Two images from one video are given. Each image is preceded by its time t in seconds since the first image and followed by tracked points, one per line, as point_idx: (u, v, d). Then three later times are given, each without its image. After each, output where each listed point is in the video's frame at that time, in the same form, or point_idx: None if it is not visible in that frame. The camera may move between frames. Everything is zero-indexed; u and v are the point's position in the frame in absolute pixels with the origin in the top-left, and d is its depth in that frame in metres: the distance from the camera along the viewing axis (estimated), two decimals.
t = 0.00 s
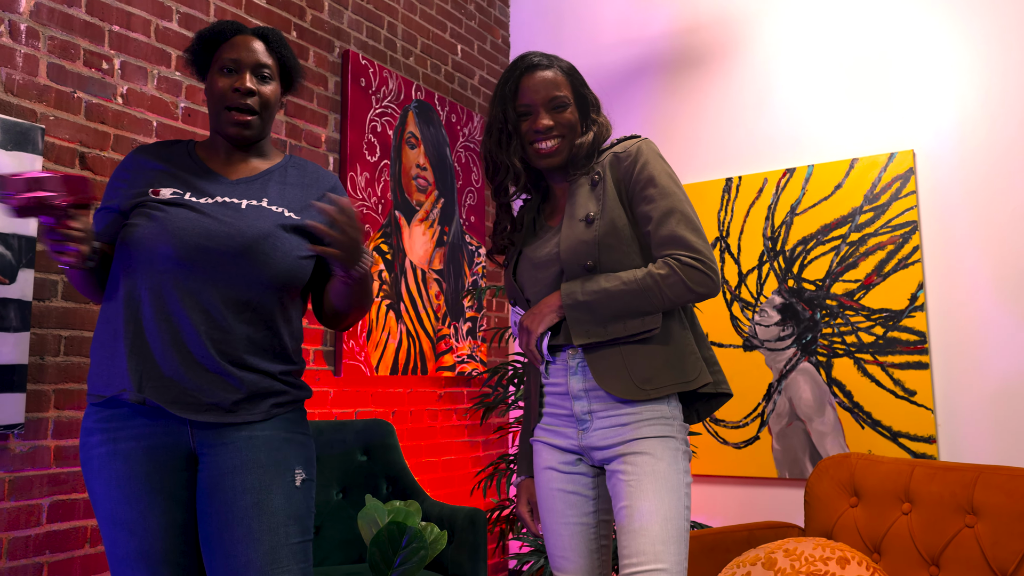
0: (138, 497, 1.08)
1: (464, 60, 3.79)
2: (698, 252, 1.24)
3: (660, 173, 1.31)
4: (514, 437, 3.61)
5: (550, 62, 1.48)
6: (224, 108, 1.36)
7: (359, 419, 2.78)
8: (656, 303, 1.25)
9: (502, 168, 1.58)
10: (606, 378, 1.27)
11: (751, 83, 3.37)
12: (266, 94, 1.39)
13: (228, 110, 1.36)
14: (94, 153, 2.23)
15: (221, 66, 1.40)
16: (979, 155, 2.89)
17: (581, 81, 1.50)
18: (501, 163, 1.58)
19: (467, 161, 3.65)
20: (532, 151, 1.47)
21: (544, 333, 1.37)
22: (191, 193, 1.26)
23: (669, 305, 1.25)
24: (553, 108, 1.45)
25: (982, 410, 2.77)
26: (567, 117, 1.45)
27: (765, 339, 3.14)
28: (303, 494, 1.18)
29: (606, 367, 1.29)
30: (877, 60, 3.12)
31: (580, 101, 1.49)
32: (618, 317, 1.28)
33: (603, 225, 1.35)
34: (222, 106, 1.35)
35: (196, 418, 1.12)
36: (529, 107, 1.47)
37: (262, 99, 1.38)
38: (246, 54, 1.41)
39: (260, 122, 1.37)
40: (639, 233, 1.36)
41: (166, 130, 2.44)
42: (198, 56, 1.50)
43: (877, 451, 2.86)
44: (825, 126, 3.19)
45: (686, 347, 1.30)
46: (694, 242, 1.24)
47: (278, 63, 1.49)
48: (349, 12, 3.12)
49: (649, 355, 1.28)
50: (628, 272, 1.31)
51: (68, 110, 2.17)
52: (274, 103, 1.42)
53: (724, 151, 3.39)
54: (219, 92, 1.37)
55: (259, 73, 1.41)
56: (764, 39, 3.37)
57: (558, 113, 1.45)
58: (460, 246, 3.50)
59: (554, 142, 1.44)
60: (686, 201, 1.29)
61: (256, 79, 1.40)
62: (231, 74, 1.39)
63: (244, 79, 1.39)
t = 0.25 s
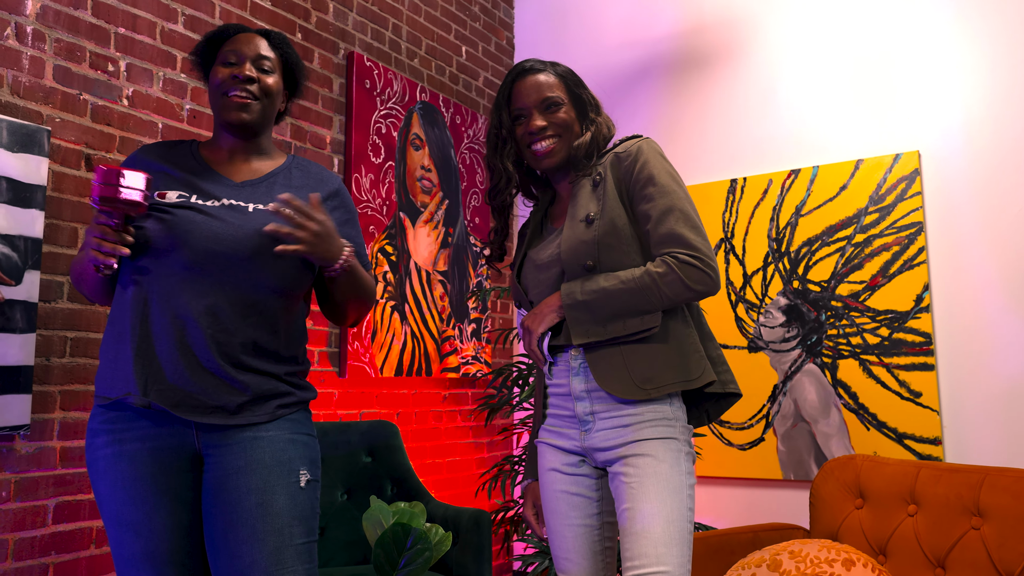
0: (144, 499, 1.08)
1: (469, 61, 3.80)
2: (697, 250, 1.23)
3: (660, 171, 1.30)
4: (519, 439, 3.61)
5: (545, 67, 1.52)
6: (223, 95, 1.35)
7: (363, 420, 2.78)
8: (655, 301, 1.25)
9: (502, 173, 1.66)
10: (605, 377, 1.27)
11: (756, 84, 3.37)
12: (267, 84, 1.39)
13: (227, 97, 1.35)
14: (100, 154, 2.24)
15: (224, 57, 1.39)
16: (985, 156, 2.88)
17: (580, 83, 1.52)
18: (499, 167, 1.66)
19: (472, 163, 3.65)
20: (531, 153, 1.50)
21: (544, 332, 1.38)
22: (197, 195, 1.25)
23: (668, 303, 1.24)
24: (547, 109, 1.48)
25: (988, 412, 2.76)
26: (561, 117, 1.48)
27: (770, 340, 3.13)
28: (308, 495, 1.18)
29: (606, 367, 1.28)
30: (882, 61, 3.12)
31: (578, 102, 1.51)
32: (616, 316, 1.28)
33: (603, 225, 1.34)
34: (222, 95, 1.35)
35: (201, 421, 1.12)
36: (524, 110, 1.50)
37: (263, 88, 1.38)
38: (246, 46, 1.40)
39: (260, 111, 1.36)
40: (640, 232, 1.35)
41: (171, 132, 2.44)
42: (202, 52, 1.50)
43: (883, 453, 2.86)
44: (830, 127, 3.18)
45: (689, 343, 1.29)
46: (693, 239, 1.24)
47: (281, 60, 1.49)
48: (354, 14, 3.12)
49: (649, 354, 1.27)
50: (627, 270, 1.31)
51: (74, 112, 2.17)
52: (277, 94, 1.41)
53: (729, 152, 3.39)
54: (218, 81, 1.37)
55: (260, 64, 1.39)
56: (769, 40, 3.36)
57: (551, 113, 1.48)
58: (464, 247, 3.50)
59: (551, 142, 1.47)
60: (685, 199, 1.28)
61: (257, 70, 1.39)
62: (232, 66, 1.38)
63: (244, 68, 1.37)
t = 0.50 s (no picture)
0: (149, 500, 1.08)
1: (471, 62, 3.80)
2: (699, 254, 1.23)
3: (666, 174, 1.30)
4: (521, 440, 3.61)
5: (540, 71, 1.54)
6: (232, 88, 1.38)
7: (366, 421, 2.78)
8: (655, 305, 1.24)
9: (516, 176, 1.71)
10: (605, 380, 1.28)
11: (759, 85, 3.37)
12: (275, 80, 1.42)
13: (236, 90, 1.38)
14: (103, 155, 2.24)
15: (233, 56, 1.43)
16: (988, 157, 2.87)
17: (575, 80, 1.52)
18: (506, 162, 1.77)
19: (474, 164, 3.65)
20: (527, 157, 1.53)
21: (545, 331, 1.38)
22: (202, 196, 1.26)
23: (669, 307, 1.24)
24: (534, 112, 1.51)
25: (991, 413, 2.75)
26: (548, 118, 1.49)
27: (772, 341, 3.13)
28: (312, 495, 1.18)
29: (606, 370, 1.29)
30: (884, 62, 3.11)
31: (569, 100, 1.51)
32: (618, 318, 1.28)
33: (607, 227, 1.35)
34: (229, 88, 1.38)
35: (208, 420, 1.12)
36: (518, 116, 1.54)
37: (270, 84, 1.41)
38: (255, 46, 1.44)
39: (267, 103, 1.39)
40: (644, 234, 1.35)
41: (174, 133, 2.44)
42: (212, 55, 1.54)
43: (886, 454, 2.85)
44: (832, 128, 3.18)
45: (689, 347, 1.29)
46: (696, 243, 1.23)
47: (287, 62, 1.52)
48: (356, 15, 3.13)
49: (650, 357, 1.27)
50: (630, 273, 1.31)
51: (77, 114, 2.18)
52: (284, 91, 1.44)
53: (731, 152, 3.39)
54: (227, 77, 1.40)
55: (268, 62, 1.43)
56: (771, 40, 3.36)
57: (538, 116, 1.50)
58: (467, 248, 3.50)
59: (540, 143, 1.49)
60: (691, 202, 1.27)
61: (265, 67, 1.43)
62: (241, 62, 1.41)
63: (252, 65, 1.41)
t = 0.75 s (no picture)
0: (148, 500, 1.08)
1: (472, 63, 3.80)
2: (701, 255, 1.23)
3: (669, 176, 1.29)
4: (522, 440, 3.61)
5: (555, 71, 1.53)
6: (231, 101, 1.37)
7: (367, 421, 2.79)
8: (658, 305, 1.25)
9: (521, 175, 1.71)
10: (606, 379, 1.28)
11: (760, 84, 3.36)
12: (274, 92, 1.41)
13: (235, 103, 1.37)
14: (105, 156, 2.25)
15: (232, 63, 1.41)
16: (991, 156, 2.87)
17: (590, 84, 1.52)
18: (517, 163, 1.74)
19: (475, 164, 3.66)
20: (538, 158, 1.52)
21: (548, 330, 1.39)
22: (206, 196, 1.26)
23: (670, 307, 1.24)
24: (551, 112, 1.49)
25: (994, 413, 2.74)
26: (565, 120, 1.48)
27: (774, 341, 3.12)
28: (312, 494, 1.18)
29: (608, 370, 1.29)
30: (886, 61, 3.11)
31: (584, 104, 1.51)
32: (620, 319, 1.28)
33: (610, 228, 1.35)
34: (230, 100, 1.37)
35: (207, 417, 1.13)
36: (532, 115, 1.52)
37: (270, 96, 1.40)
38: (256, 53, 1.43)
39: (265, 118, 1.38)
40: (647, 236, 1.34)
41: (176, 134, 2.45)
42: (213, 57, 1.52)
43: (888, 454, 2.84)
44: (834, 128, 3.17)
45: (692, 349, 1.29)
46: (698, 245, 1.23)
47: (290, 66, 1.50)
48: (357, 16, 3.13)
49: (652, 357, 1.27)
50: (632, 274, 1.31)
51: (80, 115, 2.19)
52: (284, 100, 1.44)
53: (733, 152, 3.38)
54: (226, 87, 1.39)
55: (268, 71, 1.43)
56: (773, 40, 3.36)
57: (555, 117, 1.48)
58: (468, 249, 3.51)
59: (554, 145, 1.48)
60: (694, 204, 1.27)
61: (266, 77, 1.42)
62: (240, 72, 1.40)
63: (252, 74, 1.40)
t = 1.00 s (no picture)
0: (148, 499, 1.09)
1: (475, 63, 3.80)
2: (714, 259, 1.25)
3: (678, 180, 1.31)
4: (526, 440, 3.61)
5: (567, 74, 1.49)
6: (239, 107, 1.38)
7: (370, 421, 2.79)
8: (671, 308, 1.25)
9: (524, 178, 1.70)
10: (620, 380, 1.27)
11: (763, 84, 3.35)
12: (282, 99, 1.41)
13: (242, 110, 1.38)
14: (109, 157, 2.25)
15: (240, 70, 1.41)
16: (995, 155, 2.86)
17: (600, 90, 1.49)
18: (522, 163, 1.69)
19: (478, 164, 3.66)
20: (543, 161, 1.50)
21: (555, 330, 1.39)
22: (210, 199, 1.26)
23: (683, 310, 1.25)
24: (560, 117, 1.47)
25: (999, 414, 2.73)
26: (574, 126, 1.46)
27: (777, 341, 3.12)
28: (312, 494, 1.19)
29: (620, 371, 1.28)
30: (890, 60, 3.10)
31: (593, 109, 1.49)
32: (633, 321, 1.28)
33: (621, 230, 1.34)
34: (237, 107, 1.37)
35: (206, 419, 1.13)
36: (539, 118, 1.49)
37: (277, 103, 1.41)
38: (263, 59, 1.43)
39: (272, 125, 1.38)
40: (656, 239, 1.35)
41: (180, 135, 2.46)
42: (221, 62, 1.52)
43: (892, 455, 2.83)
44: (837, 127, 3.17)
45: (702, 351, 1.30)
46: (711, 248, 1.25)
47: (298, 71, 1.50)
48: (360, 16, 3.14)
49: (665, 358, 1.27)
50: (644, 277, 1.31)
51: (84, 116, 2.19)
52: (291, 108, 1.44)
53: (737, 152, 3.37)
54: (235, 94, 1.39)
55: (276, 78, 1.42)
56: (776, 40, 3.35)
57: (563, 123, 1.46)
58: (471, 249, 3.51)
59: (561, 151, 1.46)
60: (703, 208, 1.29)
61: (273, 84, 1.42)
62: (248, 78, 1.40)
63: (260, 81, 1.40)
